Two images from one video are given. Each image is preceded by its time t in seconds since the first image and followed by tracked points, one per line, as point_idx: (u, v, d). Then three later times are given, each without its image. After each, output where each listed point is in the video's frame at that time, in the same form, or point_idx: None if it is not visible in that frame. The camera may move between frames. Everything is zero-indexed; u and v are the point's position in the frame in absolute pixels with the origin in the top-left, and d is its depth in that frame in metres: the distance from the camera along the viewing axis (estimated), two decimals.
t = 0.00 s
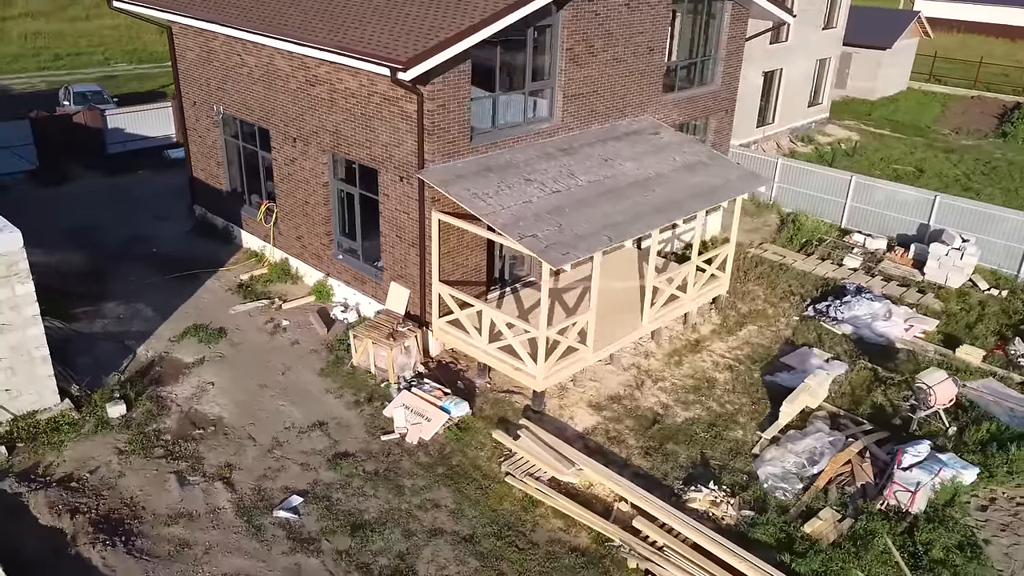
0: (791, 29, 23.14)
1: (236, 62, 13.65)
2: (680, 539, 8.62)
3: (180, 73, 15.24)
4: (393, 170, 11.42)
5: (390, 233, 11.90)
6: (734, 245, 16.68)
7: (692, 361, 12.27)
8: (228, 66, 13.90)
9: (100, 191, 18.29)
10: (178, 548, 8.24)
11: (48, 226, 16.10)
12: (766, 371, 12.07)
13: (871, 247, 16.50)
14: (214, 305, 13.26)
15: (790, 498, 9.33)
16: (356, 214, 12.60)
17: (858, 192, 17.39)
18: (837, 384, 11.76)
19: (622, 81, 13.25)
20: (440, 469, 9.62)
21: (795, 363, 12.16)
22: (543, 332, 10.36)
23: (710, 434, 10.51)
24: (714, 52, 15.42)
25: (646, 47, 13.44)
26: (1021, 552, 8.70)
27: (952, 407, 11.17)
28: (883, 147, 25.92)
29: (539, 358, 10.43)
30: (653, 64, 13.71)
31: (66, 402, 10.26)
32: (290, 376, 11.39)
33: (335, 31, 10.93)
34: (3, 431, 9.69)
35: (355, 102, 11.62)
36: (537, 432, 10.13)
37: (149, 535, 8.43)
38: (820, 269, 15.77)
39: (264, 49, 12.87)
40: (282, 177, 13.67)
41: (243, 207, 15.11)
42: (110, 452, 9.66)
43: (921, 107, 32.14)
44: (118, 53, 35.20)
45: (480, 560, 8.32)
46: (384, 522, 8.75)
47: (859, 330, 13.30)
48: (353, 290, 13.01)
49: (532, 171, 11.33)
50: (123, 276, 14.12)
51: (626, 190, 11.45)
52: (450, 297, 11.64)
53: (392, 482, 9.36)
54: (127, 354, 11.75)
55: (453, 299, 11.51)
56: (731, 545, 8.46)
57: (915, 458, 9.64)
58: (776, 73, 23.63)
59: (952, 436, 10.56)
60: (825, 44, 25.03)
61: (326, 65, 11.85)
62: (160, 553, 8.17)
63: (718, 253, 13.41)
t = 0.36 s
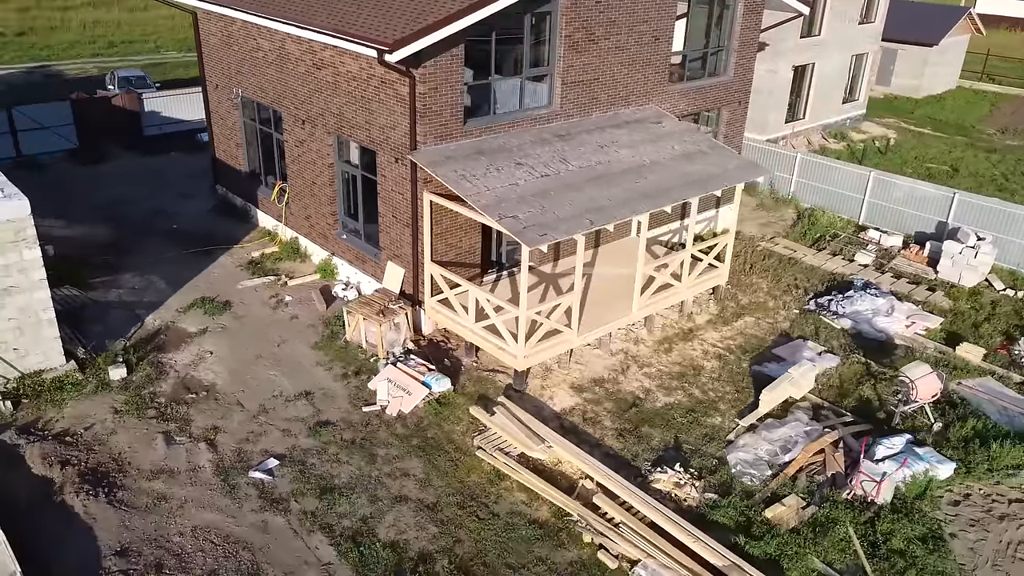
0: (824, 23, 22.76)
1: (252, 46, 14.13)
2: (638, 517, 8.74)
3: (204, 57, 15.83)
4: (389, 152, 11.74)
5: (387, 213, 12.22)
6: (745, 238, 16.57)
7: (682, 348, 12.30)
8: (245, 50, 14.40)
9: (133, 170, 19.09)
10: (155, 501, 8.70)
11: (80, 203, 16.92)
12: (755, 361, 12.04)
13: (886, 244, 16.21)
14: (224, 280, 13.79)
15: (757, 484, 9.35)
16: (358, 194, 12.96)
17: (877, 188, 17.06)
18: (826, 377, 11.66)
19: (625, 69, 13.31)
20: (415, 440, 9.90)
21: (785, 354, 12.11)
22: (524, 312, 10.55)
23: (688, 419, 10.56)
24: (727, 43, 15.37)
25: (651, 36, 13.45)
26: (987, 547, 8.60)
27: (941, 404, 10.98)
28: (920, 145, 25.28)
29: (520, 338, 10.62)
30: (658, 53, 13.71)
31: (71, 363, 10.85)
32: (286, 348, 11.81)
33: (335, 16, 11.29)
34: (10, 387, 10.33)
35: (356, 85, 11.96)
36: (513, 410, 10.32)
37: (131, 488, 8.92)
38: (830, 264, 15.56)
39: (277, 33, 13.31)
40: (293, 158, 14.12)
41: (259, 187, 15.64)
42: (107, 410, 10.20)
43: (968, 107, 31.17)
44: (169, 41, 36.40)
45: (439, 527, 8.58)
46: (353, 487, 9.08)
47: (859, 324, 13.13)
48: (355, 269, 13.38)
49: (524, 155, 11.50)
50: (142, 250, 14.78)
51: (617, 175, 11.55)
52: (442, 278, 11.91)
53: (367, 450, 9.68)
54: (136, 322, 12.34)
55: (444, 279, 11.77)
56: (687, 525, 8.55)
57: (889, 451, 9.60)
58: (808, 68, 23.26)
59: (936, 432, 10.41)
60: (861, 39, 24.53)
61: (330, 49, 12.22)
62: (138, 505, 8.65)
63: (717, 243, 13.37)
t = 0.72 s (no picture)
0: (855, 22, 22.42)
1: (269, 37, 14.59)
2: (602, 500, 8.86)
3: (227, 48, 16.37)
4: (388, 140, 12.04)
5: (387, 200, 12.53)
6: (755, 236, 16.47)
7: (674, 341, 12.34)
8: (263, 41, 14.87)
9: (164, 157, 19.81)
10: (141, 465, 9.14)
11: (109, 187, 17.65)
12: (746, 356, 12.01)
13: (900, 246, 15.95)
14: (235, 262, 14.28)
15: (728, 474, 9.38)
16: (362, 182, 13.30)
17: (894, 189, 16.79)
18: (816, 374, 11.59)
19: (628, 63, 13.39)
20: (396, 419, 10.18)
21: (778, 350, 12.05)
22: (509, 299, 10.74)
23: (669, 409, 10.62)
24: (739, 39, 15.31)
25: (655, 30, 13.50)
26: (957, 546, 8.50)
27: (931, 405, 10.83)
28: (955, 149, 24.68)
29: (505, 323, 10.82)
30: (664, 48, 13.76)
31: (79, 335, 11.41)
32: (284, 327, 12.21)
33: (338, 7, 11.64)
34: (21, 355, 10.92)
35: (359, 75, 12.29)
36: (495, 393, 10.51)
37: (120, 452, 9.37)
38: (839, 263, 15.38)
39: (290, 25, 13.73)
40: (305, 146, 14.54)
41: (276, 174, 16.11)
42: (108, 379, 10.72)
43: (1013, 111, 30.28)
44: (214, 36, 37.46)
45: (407, 500, 8.83)
46: (330, 459, 9.39)
47: (858, 323, 12.98)
48: (359, 254, 13.73)
49: (518, 145, 11.69)
50: (162, 232, 15.37)
51: (610, 167, 11.66)
52: (437, 264, 12.17)
53: (347, 426, 9.99)
54: (146, 299, 12.88)
55: (438, 265, 12.03)
56: (650, 510, 8.64)
57: (864, 447, 9.55)
58: (837, 68, 22.94)
59: (921, 431, 10.28)
60: (895, 39, 24.07)
61: (337, 40, 12.58)
62: (125, 468, 9.09)
63: (717, 238, 13.36)
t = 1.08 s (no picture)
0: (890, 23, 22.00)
1: (290, 28, 15.10)
2: (567, 480, 9.03)
3: (255, 40, 16.97)
4: (391, 129, 12.39)
5: (391, 187, 12.89)
6: (768, 235, 16.36)
7: (667, 333, 12.40)
8: (284, 33, 15.40)
9: (198, 145, 20.60)
10: (133, 428, 9.65)
11: (143, 172, 18.45)
12: (737, 350, 12.01)
13: (916, 248, 15.66)
14: (250, 244, 14.83)
15: (697, 462, 9.45)
16: (370, 169, 13.68)
17: (913, 190, 16.52)
18: (805, 371, 11.53)
19: (634, 57, 13.50)
20: (380, 395, 10.51)
21: (770, 345, 12.00)
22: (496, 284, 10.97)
23: (649, 398, 10.71)
24: (755, 36, 15.22)
25: (663, 25, 13.58)
26: (918, 542, 8.44)
27: (919, 405, 10.69)
28: (996, 154, 23.97)
29: (492, 308, 11.06)
30: (671, 44, 13.82)
31: (93, 306, 12.05)
32: (287, 306, 12.67)
33: None
34: (37, 322, 11.60)
35: (366, 65, 12.67)
36: (478, 374, 10.76)
37: (116, 415, 9.91)
38: (850, 264, 15.19)
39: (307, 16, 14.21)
40: (320, 135, 15.02)
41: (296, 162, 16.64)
42: (115, 348, 11.31)
43: None
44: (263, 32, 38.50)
45: (378, 472, 9.14)
46: (310, 430, 9.77)
47: (858, 322, 12.84)
48: (366, 240, 14.13)
49: (515, 135, 11.91)
50: (185, 214, 16.04)
51: (604, 158, 11.79)
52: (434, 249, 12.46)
53: (332, 400, 10.36)
54: (162, 275, 13.50)
55: (435, 250, 12.32)
56: (611, 491, 8.77)
57: (838, 441, 9.52)
58: (871, 68, 22.54)
59: (904, 430, 10.16)
60: (935, 40, 23.53)
61: (347, 31, 12.99)
62: (118, 429, 9.61)
63: (718, 233, 13.37)
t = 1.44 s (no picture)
0: (928, 24, 21.55)
1: (314, 21, 15.63)
2: (537, 460, 9.23)
3: (284, 34, 17.56)
4: (398, 118, 12.77)
5: (398, 175, 13.26)
6: (782, 234, 16.25)
7: (662, 326, 12.48)
8: (309, 26, 15.93)
9: (234, 135, 21.39)
10: (134, 393, 10.22)
11: (178, 159, 19.27)
12: (731, 344, 12.02)
13: (934, 252, 15.37)
14: (268, 228, 15.41)
15: (670, 448, 9.56)
16: (381, 157, 14.09)
17: (935, 193, 16.19)
18: (796, 367, 11.49)
19: (642, 53, 13.61)
20: (369, 373, 10.88)
21: (766, 340, 11.99)
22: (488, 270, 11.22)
23: (633, 386, 10.84)
24: (771, 34, 15.15)
25: (672, 21, 13.66)
26: (883, 536, 8.40)
27: (907, 404, 10.58)
28: None
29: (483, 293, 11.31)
30: (681, 40, 13.88)
31: (112, 281, 12.73)
32: (295, 287, 13.16)
33: None
34: (60, 293, 12.32)
35: (377, 56, 13.08)
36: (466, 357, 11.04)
37: (120, 380, 10.49)
38: (862, 265, 14.99)
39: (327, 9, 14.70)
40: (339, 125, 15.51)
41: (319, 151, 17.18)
42: (128, 319, 11.95)
43: None
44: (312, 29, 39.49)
45: (356, 443, 9.50)
46: (298, 402, 10.19)
47: (858, 322, 12.72)
48: (377, 226, 14.55)
49: (516, 126, 12.16)
50: (212, 199, 16.73)
51: (603, 150, 11.96)
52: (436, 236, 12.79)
53: (323, 376, 10.77)
54: (182, 255, 14.15)
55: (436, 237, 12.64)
56: (578, 471, 8.95)
57: (813, 435, 9.52)
58: (908, 70, 22.10)
59: (887, 428, 10.08)
60: (977, 43, 22.93)
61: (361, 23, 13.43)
62: (120, 393, 10.19)
63: (721, 229, 13.39)
